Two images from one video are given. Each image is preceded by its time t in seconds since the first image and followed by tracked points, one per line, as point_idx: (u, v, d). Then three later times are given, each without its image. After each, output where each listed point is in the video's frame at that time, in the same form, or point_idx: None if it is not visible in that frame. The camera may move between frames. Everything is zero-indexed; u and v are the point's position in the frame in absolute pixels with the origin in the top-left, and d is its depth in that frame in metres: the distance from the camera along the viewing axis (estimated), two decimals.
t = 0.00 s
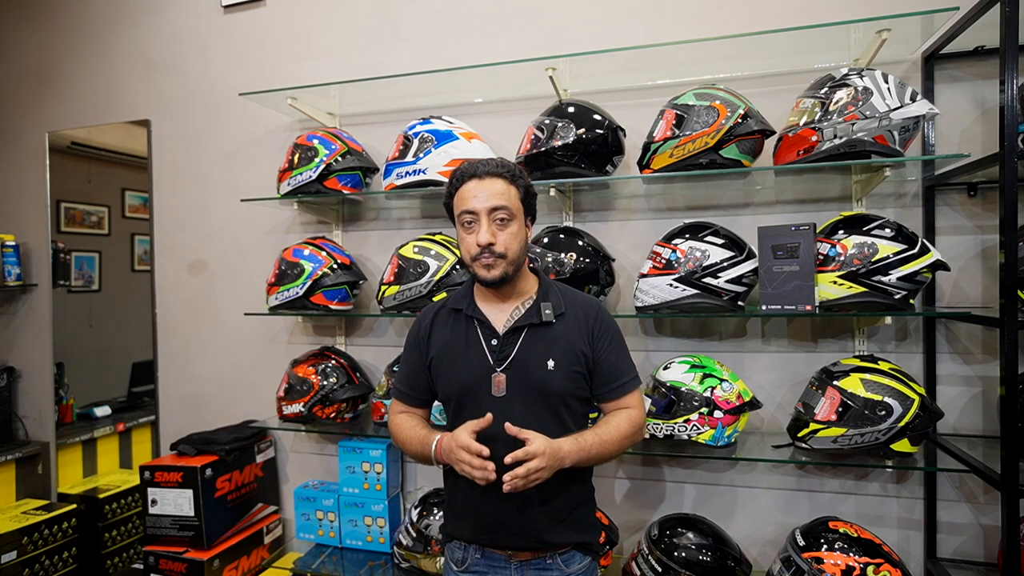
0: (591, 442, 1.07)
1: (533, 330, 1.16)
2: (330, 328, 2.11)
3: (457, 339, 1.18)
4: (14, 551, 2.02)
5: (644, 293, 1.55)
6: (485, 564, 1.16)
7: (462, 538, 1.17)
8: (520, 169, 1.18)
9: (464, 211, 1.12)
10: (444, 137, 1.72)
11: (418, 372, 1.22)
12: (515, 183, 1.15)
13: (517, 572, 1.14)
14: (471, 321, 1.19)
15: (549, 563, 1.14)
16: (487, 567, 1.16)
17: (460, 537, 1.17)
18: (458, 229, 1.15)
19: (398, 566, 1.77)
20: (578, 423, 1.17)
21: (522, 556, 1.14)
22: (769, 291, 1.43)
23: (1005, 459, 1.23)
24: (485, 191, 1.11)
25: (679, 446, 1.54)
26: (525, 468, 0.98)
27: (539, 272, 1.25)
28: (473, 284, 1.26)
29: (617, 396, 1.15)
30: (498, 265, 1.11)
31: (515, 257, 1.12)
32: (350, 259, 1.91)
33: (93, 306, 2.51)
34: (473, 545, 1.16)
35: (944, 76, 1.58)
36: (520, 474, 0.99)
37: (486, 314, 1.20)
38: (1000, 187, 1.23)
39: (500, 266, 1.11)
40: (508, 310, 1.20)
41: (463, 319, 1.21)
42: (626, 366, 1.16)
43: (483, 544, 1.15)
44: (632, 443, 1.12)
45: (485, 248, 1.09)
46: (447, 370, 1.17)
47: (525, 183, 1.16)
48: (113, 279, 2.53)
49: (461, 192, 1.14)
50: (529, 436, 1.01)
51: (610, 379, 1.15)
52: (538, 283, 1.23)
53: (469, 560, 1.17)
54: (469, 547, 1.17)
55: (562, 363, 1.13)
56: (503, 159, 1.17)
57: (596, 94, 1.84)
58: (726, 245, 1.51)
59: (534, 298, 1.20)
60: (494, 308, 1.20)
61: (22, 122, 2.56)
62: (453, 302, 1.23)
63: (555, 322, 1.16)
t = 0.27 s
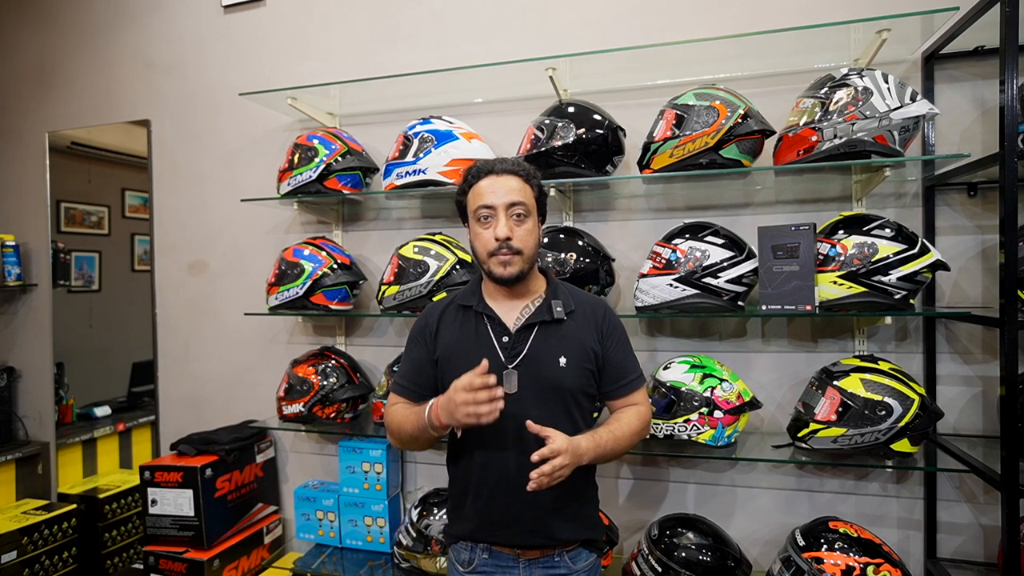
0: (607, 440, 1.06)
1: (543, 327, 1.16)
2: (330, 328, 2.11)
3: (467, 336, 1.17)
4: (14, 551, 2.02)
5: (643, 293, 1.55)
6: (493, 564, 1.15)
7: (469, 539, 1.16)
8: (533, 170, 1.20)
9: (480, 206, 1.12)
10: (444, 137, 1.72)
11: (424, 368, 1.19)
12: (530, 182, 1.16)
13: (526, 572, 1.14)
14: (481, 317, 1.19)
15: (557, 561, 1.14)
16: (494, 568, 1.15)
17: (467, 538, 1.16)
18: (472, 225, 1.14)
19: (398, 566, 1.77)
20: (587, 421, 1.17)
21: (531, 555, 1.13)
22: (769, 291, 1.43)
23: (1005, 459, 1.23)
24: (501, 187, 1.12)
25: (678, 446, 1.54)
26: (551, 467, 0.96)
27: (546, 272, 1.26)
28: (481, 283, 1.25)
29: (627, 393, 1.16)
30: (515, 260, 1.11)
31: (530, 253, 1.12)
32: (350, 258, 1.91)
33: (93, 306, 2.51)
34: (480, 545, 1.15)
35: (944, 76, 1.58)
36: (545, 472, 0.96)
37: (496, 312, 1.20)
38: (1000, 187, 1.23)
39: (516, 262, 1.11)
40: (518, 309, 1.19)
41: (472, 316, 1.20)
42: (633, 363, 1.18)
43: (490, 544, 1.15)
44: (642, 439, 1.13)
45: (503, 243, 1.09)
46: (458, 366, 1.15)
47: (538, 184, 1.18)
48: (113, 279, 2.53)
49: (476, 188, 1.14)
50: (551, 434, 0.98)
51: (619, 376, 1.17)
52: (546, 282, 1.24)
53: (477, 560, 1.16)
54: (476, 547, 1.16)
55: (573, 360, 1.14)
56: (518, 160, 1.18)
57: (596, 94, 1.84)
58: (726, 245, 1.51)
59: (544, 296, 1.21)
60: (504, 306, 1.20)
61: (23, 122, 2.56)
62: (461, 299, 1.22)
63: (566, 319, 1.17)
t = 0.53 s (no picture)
0: (619, 436, 1.11)
1: (554, 327, 1.16)
2: (330, 328, 2.11)
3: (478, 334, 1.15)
4: (14, 551, 2.02)
5: (644, 293, 1.55)
6: (500, 566, 1.13)
7: (475, 540, 1.14)
8: (544, 171, 1.20)
9: (494, 203, 1.11)
10: (444, 137, 1.72)
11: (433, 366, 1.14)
12: (542, 182, 1.17)
13: (534, 571, 1.12)
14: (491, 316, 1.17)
15: (564, 558, 1.14)
16: (501, 570, 1.13)
17: (475, 539, 1.13)
18: (484, 222, 1.14)
19: (398, 566, 1.77)
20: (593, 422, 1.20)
21: (540, 554, 1.12)
22: (769, 291, 1.43)
23: (1005, 459, 1.23)
24: (516, 185, 1.12)
25: (679, 446, 1.54)
26: (581, 466, 0.99)
27: (549, 273, 1.26)
28: (487, 282, 1.23)
29: (628, 391, 1.21)
30: (528, 257, 1.10)
31: (543, 251, 1.13)
32: (350, 259, 1.91)
33: (93, 306, 2.51)
34: (487, 546, 1.13)
35: (944, 76, 1.58)
36: (577, 470, 0.98)
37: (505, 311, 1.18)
38: (1000, 187, 1.23)
39: (530, 259, 1.11)
40: (526, 308, 1.19)
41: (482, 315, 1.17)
42: (634, 362, 1.23)
43: (498, 544, 1.13)
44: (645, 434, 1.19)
45: (518, 239, 1.09)
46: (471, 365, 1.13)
47: (549, 184, 1.19)
48: (113, 279, 2.53)
49: (489, 186, 1.14)
50: (575, 435, 1.01)
51: (621, 375, 1.21)
52: (552, 283, 1.24)
53: (484, 562, 1.14)
54: (483, 549, 1.14)
55: (584, 360, 1.16)
56: (530, 160, 1.19)
57: (596, 94, 1.84)
58: (725, 245, 1.51)
59: (551, 296, 1.21)
60: (512, 305, 1.19)
61: (22, 122, 2.56)
62: (468, 297, 1.19)
63: (575, 319, 1.18)
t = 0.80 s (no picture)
0: (623, 431, 1.16)
1: (559, 327, 1.17)
2: (331, 328, 2.11)
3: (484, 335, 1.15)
4: (14, 551, 2.02)
5: (644, 293, 1.55)
6: (507, 567, 1.13)
7: (480, 543, 1.13)
8: (551, 172, 1.21)
9: (505, 204, 1.11)
10: (444, 137, 1.72)
11: (438, 367, 1.13)
12: (550, 184, 1.18)
13: (541, 570, 1.12)
14: (496, 316, 1.17)
15: (569, 556, 1.15)
16: (508, 572, 1.12)
17: (481, 542, 1.12)
18: (493, 222, 1.13)
19: (398, 566, 1.77)
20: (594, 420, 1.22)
21: (546, 553, 1.13)
22: (769, 291, 1.43)
23: (1005, 459, 1.23)
24: (527, 187, 1.12)
25: (679, 446, 1.55)
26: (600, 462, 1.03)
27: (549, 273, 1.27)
28: (489, 282, 1.22)
29: (626, 389, 1.24)
30: (539, 259, 1.11)
31: (552, 253, 1.13)
32: (350, 259, 1.91)
33: (93, 306, 2.51)
34: (494, 548, 1.13)
35: (944, 76, 1.58)
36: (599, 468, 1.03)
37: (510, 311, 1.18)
38: (1000, 187, 1.23)
39: (541, 261, 1.11)
40: (531, 308, 1.19)
41: (486, 315, 1.17)
42: (630, 361, 1.26)
43: (505, 546, 1.12)
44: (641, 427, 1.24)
45: (530, 240, 1.09)
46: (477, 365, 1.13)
47: (556, 185, 1.19)
48: (113, 279, 2.53)
49: (498, 186, 1.13)
50: (590, 433, 1.05)
51: (620, 374, 1.24)
52: (553, 284, 1.25)
53: (491, 565, 1.13)
54: (490, 552, 1.13)
55: (588, 359, 1.17)
56: (538, 161, 1.19)
57: (596, 94, 1.84)
58: (725, 245, 1.51)
59: (554, 297, 1.21)
60: (517, 305, 1.18)
61: (22, 122, 2.56)
62: (471, 298, 1.19)
63: (578, 319, 1.19)
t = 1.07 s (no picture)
0: (621, 429, 1.17)
1: (557, 327, 1.17)
2: (331, 328, 2.11)
3: (483, 335, 1.14)
4: (14, 551, 2.02)
5: (644, 293, 1.55)
6: (507, 568, 1.12)
7: (480, 544, 1.13)
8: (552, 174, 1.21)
9: (510, 206, 1.11)
10: (444, 137, 1.72)
11: (437, 370, 1.12)
12: (552, 187, 1.18)
13: (541, 570, 1.12)
14: (495, 317, 1.17)
15: (569, 555, 1.15)
16: (508, 572, 1.12)
17: (481, 543, 1.12)
18: (497, 223, 1.13)
19: (398, 566, 1.77)
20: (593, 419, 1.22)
21: (547, 553, 1.13)
22: (769, 291, 1.43)
23: (1005, 459, 1.23)
24: (532, 189, 1.12)
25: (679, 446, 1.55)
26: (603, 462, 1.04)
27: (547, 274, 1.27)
28: (488, 282, 1.22)
29: (623, 388, 1.25)
30: (543, 262, 1.12)
31: (554, 256, 1.15)
32: (350, 259, 1.91)
33: (93, 306, 2.51)
34: (494, 549, 1.12)
35: (944, 76, 1.58)
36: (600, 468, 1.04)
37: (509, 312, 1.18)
38: (1000, 187, 1.23)
39: (544, 263, 1.12)
40: (530, 309, 1.19)
41: (485, 316, 1.17)
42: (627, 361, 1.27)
43: (505, 546, 1.12)
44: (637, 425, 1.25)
45: (535, 244, 1.10)
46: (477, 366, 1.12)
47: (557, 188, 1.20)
48: (113, 279, 2.53)
49: (502, 187, 1.13)
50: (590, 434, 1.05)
51: (617, 373, 1.25)
52: (550, 284, 1.25)
53: (491, 565, 1.13)
54: (490, 552, 1.13)
55: (586, 358, 1.17)
56: (540, 163, 1.20)
57: (596, 94, 1.84)
58: (725, 245, 1.51)
59: (552, 298, 1.22)
60: (516, 306, 1.19)
61: (22, 122, 2.56)
62: (470, 299, 1.19)
63: (576, 319, 1.19)
